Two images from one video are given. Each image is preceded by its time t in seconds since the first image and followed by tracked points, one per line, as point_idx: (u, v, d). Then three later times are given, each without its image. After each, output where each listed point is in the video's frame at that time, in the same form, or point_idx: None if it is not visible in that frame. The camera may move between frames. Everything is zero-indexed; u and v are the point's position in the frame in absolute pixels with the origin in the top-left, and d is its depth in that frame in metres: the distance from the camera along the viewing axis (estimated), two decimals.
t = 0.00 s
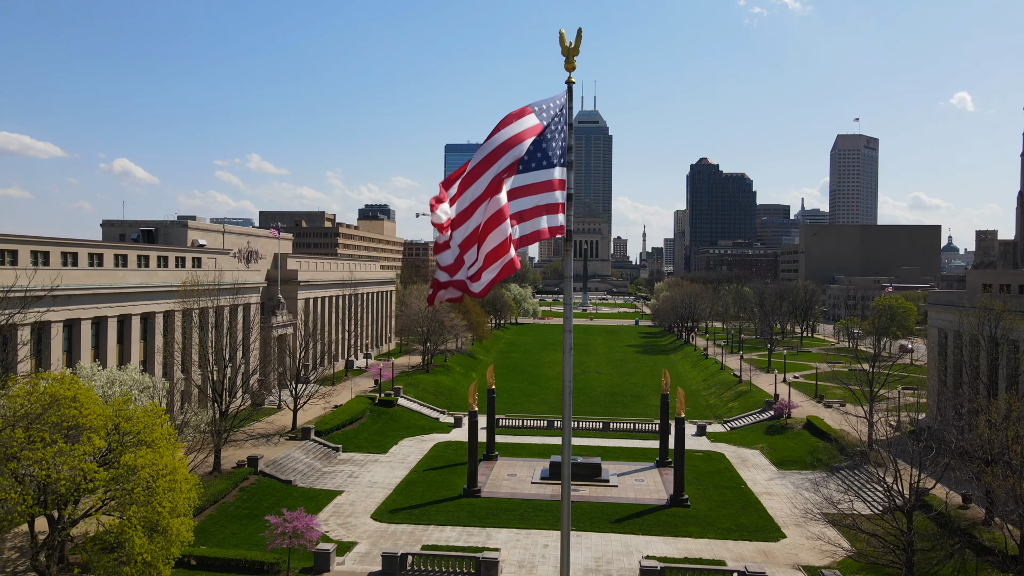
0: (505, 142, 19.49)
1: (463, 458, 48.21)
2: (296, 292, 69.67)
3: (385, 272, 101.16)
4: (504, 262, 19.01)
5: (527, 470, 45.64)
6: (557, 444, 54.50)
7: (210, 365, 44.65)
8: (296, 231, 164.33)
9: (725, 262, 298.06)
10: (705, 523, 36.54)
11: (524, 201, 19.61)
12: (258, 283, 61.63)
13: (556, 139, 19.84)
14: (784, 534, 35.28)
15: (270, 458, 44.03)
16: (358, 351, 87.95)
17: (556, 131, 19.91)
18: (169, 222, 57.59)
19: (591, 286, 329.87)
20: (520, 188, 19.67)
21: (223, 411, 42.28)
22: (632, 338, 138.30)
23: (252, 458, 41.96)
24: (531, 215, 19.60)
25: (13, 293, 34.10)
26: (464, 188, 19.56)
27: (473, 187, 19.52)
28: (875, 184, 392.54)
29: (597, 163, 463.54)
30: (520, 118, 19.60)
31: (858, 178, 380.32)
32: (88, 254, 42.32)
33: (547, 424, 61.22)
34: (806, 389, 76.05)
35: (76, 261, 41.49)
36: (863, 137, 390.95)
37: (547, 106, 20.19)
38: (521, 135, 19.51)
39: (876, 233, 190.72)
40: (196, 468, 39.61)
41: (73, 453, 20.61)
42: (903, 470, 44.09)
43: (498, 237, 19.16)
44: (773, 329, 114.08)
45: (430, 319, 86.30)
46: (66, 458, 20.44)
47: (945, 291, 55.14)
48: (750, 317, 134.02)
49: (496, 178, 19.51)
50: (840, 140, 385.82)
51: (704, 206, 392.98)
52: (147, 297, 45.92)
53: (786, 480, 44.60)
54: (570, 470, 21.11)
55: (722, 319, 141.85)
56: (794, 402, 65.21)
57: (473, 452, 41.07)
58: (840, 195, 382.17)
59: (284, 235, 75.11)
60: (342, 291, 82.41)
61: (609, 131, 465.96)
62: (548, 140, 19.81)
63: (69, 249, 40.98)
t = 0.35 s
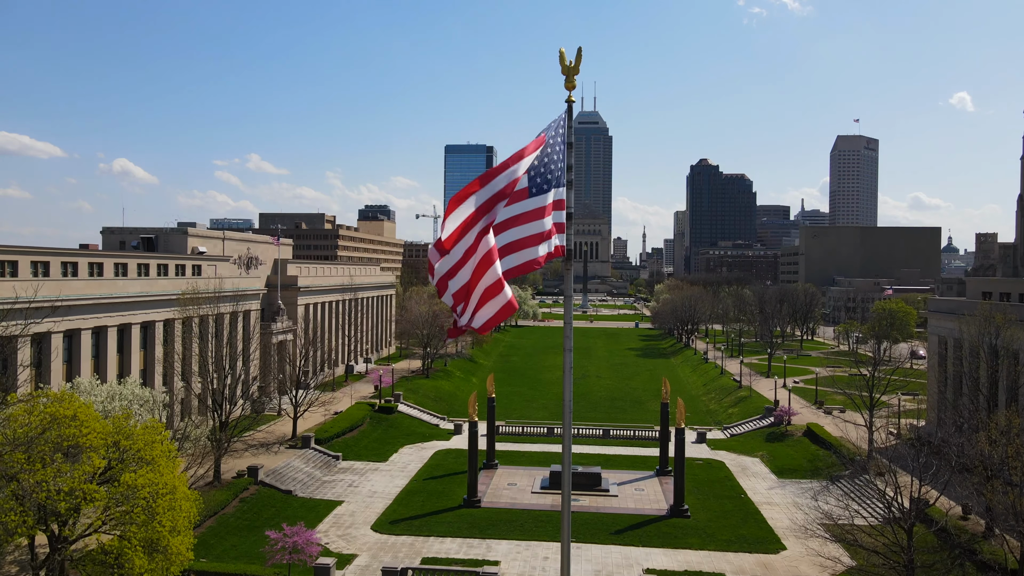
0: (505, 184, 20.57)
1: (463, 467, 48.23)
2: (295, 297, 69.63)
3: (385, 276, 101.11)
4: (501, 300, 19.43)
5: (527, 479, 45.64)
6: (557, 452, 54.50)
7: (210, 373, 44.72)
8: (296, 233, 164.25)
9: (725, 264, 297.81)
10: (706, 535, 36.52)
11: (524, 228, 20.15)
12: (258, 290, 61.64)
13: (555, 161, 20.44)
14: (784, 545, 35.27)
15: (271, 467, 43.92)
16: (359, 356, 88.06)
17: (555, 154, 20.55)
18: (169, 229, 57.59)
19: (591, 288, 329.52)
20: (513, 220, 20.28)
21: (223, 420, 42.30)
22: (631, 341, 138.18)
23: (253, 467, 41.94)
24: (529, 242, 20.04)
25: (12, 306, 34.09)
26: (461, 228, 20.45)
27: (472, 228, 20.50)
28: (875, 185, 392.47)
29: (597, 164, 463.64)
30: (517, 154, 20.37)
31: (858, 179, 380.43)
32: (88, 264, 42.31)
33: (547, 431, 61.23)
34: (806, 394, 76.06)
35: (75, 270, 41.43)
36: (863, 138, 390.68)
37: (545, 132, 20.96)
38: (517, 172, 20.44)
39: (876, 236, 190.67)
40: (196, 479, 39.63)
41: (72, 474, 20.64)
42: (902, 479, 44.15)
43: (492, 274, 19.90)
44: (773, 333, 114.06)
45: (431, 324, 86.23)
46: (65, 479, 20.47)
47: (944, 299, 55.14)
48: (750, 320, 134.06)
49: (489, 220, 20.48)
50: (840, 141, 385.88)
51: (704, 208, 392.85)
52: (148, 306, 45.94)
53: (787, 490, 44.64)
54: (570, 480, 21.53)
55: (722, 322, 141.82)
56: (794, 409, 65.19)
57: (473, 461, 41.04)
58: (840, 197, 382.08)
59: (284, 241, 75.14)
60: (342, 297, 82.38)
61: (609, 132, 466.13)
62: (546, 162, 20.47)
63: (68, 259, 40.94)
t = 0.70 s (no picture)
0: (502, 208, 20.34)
1: (463, 475, 48.21)
2: (295, 303, 69.63)
3: (384, 280, 101.08)
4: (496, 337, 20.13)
5: (527, 488, 45.63)
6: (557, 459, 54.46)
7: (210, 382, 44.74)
8: (296, 235, 164.39)
9: (725, 265, 297.47)
10: (706, 547, 36.51)
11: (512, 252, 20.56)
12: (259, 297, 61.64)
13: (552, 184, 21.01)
14: (784, 558, 35.24)
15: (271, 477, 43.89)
16: (359, 361, 88.08)
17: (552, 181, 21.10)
18: (169, 237, 57.60)
19: (591, 289, 329.05)
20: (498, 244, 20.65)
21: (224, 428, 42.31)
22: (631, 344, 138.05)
23: (253, 478, 41.92)
24: (523, 275, 20.41)
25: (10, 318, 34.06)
26: (454, 256, 20.20)
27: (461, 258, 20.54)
28: (875, 187, 392.48)
29: (597, 165, 463.65)
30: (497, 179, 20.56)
31: (858, 180, 380.40)
32: (88, 273, 42.29)
33: (547, 438, 61.19)
34: (805, 400, 76.02)
35: (74, 280, 41.39)
36: (863, 139, 390.30)
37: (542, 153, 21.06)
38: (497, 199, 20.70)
39: (876, 238, 190.58)
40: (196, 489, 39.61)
41: (73, 495, 20.65)
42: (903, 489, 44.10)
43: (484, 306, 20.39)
44: (773, 337, 114.01)
45: (430, 328, 86.14)
46: (66, 500, 20.48)
47: (943, 307, 55.05)
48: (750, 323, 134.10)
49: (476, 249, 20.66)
50: (840, 142, 385.81)
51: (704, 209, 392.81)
52: (147, 315, 45.91)
53: (787, 499, 44.62)
54: (571, 488, 21.54)
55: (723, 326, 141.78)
56: (794, 415, 65.17)
57: (473, 471, 41.00)
58: (840, 198, 382.05)
59: (284, 247, 75.11)
60: (342, 302, 82.38)
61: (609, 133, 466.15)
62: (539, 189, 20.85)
63: (68, 269, 40.88)
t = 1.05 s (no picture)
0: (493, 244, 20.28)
1: (463, 484, 48.18)
2: (295, 309, 69.63)
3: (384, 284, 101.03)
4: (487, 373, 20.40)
5: (527, 497, 45.62)
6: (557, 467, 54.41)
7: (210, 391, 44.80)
8: (297, 237, 163.62)
9: (725, 266, 297.20)
10: (706, 558, 36.51)
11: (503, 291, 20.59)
12: (259, 303, 61.68)
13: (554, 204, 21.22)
14: (783, 569, 35.25)
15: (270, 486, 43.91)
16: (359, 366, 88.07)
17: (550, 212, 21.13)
18: (169, 244, 57.66)
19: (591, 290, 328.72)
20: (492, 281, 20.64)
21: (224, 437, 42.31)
22: (631, 347, 137.98)
23: (253, 487, 41.90)
24: (511, 308, 20.57)
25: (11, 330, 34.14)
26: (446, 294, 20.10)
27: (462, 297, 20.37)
28: (874, 187, 392.50)
29: (597, 165, 463.68)
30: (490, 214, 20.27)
31: (858, 180, 380.47)
32: (89, 283, 42.32)
33: (547, 445, 61.14)
34: (805, 405, 76.02)
35: (75, 290, 41.40)
36: (863, 139, 390.40)
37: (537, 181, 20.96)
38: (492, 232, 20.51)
39: (876, 240, 190.74)
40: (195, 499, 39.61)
41: (72, 515, 20.65)
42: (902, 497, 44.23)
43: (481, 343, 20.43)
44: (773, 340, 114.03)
45: (431, 333, 86.18)
46: (66, 520, 20.48)
47: (943, 314, 54.91)
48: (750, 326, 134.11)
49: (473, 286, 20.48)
50: (840, 143, 385.92)
51: (704, 210, 392.86)
52: (147, 324, 45.91)
53: (787, 508, 44.60)
54: (569, 500, 21.87)
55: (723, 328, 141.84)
56: (794, 421, 65.17)
57: (473, 480, 40.98)
58: (840, 198, 382.18)
59: (284, 252, 75.10)
60: (342, 307, 82.39)
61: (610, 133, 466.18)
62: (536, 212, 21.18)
63: (69, 279, 40.88)
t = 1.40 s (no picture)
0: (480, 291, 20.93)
1: (463, 492, 48.24)
2: (295, 315, 69.58)
3: (384, 288, 101.04)
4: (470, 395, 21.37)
5: (526, 506, 45.62)
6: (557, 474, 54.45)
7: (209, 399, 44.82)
8: (296, 239, 163.06)
9: (725, 267, 296.75)
10: (706, 569, 36.52)
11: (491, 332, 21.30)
12: (259, 310, 61.67)
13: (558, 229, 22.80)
14: None
15: (270, 496, 43.83)
16: (358, 371, 88.18)
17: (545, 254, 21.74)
18: (169, 251, 57.58)
19: (591, 291, 328.44)
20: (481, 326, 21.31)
21: (223, 446, 42.32)
22: (631, 351, 137.89)
23: (253, 498, 41.83)
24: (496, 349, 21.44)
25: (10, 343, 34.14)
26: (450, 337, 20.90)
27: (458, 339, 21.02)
28: (874, 188, 392.50)
29: (597, 166, 463.95)
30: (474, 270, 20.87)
31: (857, 181, 380.71)
32: (88, 292, 42.23)
33: (546, 451, 61.13)
34: (805, 411, 76.14)
35: (75, 300, 41.23)
36: (863, 140, 390.58)
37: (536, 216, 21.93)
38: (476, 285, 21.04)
39: (876, 242, 190.99)
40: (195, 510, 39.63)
41: (71, 535, 20.68)
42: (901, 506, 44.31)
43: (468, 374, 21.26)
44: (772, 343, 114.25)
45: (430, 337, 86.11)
46: (64, 539, 20.51)
47: (941, 322, 54.88)
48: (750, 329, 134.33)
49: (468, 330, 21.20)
50: (840, 144, 386.13)
51: (703, 211, 392.73)
52: (146, 333, 45.82)
53: (786, 518, 44.67)
54: (569, 508, 21.68)
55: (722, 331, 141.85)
56: (794, 428, 65.18)
57: (473, 489, 40.95)
58: (840, 199, 382.17)
59: (284, 258, 75.14)
60: (342, 312, 82.43)
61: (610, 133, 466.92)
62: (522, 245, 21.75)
63: (69, 288, 40.44)
